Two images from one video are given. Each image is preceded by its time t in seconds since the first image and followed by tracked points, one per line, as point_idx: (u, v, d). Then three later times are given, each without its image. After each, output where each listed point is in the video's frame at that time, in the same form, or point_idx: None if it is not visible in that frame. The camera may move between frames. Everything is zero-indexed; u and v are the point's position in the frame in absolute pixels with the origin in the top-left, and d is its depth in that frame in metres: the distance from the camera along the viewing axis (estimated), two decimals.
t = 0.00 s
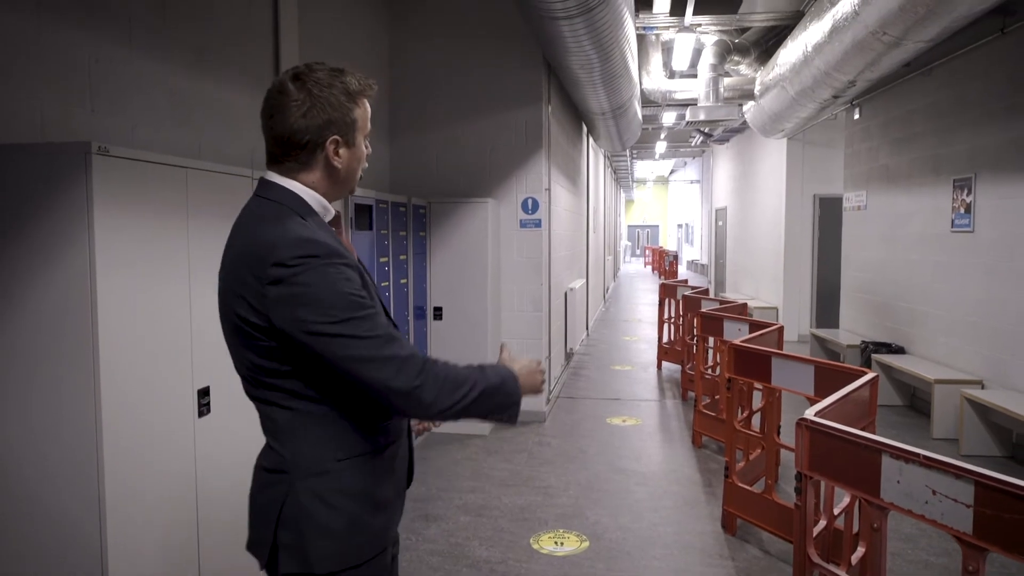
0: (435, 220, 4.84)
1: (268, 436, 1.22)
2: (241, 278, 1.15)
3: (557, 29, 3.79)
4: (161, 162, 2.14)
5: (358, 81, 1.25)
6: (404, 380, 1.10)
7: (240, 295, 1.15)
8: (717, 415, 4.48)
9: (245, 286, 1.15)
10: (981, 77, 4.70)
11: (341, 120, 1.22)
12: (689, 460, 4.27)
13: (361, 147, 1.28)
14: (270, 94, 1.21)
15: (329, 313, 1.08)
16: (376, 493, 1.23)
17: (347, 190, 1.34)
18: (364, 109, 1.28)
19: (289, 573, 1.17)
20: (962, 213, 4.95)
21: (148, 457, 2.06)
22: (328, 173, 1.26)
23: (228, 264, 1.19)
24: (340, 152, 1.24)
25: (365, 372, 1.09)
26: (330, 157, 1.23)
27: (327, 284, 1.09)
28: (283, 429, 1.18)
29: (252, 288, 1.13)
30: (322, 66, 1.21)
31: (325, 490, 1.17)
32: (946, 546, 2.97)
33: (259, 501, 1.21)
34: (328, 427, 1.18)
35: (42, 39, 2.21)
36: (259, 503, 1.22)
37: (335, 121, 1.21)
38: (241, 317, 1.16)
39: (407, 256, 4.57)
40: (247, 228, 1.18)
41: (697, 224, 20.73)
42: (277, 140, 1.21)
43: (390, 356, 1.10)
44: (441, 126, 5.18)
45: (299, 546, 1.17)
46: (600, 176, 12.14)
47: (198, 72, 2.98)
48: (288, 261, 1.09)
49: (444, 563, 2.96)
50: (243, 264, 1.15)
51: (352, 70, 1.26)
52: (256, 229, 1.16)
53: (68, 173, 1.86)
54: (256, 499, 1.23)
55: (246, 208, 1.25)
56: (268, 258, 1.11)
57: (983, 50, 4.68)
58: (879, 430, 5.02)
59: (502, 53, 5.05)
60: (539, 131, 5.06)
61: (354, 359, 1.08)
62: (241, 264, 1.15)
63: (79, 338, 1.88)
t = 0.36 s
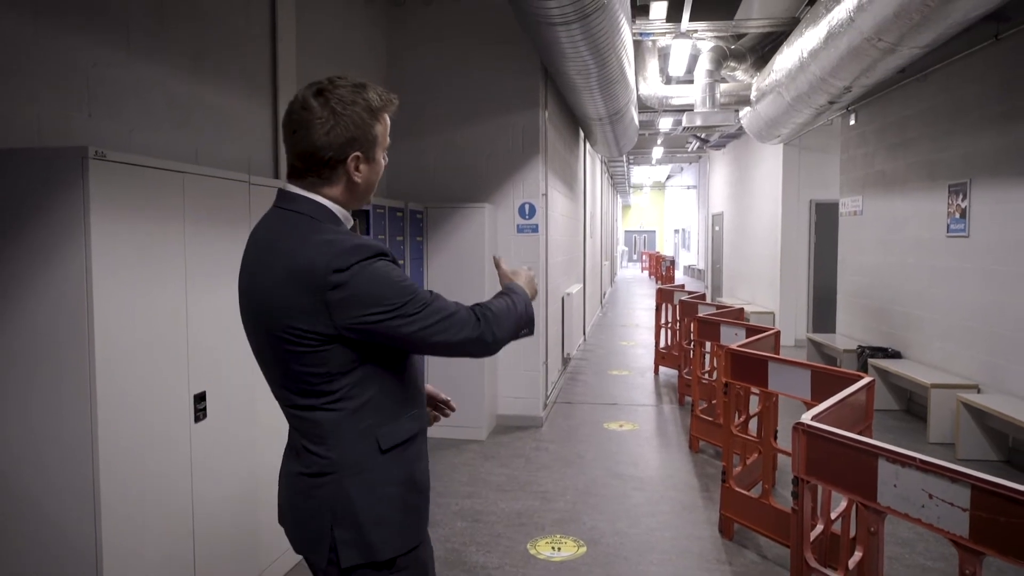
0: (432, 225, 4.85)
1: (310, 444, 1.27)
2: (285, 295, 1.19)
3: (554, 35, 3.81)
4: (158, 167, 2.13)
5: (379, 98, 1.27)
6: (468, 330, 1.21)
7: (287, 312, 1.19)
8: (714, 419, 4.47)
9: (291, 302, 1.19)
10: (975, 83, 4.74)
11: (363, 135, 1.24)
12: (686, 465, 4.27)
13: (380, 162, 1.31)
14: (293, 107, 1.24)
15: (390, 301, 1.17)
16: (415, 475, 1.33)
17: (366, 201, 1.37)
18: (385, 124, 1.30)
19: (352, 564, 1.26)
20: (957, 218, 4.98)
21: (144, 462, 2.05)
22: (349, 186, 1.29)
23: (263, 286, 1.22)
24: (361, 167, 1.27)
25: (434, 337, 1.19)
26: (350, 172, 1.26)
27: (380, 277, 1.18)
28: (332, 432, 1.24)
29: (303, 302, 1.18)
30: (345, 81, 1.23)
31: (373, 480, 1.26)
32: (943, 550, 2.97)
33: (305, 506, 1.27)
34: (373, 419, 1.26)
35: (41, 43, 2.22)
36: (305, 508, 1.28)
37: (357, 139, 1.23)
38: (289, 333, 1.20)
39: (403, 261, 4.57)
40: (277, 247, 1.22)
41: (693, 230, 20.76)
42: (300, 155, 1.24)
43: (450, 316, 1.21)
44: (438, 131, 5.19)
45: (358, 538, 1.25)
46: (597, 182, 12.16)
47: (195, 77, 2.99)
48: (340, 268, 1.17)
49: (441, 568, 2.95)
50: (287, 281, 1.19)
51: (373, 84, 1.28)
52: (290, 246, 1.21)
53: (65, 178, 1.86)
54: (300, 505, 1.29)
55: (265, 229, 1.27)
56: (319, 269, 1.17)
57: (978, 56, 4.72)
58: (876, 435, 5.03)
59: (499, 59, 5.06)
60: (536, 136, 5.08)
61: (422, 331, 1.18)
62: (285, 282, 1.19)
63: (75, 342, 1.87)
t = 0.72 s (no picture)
0: (424, 228, 4.84)
1: (325, 450, 1.22)
2: (316, 297, 1.15)
3: (546, 39, 3.81)
4: (147, 170, 2.12)
5: (403, 100, 1.27)
6: (492, 310, 1.28)
7: (318, 315, 1.15)
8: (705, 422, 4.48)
9: (321, 304, 1.15)
10: (963, 88, 4.78)
11: (385, 137, 1.23)
12: (677, 468, 4.28)
13: (398, 166, 1.31)
14: (316, 103, 1.22)
15: (429, 294, 1.19)
16: (426, 472, 1.34)
17: (377, 203, 1.36)
18: (405, 127, 1.30)
19: (373, 567, 1.23)
20: (946, 221, 5.02)
21: (132, 466, 2.03)
22: (366, 186, 1.28)
23: (286, 289, 1.17)
24: (379, 170, 1.27)
25: (464, 324, 1.24)
26: (368, 174, 1.25)
27: (419, 273, 1.20)
28: (354, 435, 1.21)
29: (339, 303, 1.15)
30: (371, 80, 1.22)
31: (394, 479, 1.25)
32: (932, 551, 2.99)
33: (317, 515, 1.22)
34: (394, 417, 1.26)
35: (29, 44, 2.19)
36: (317, 517, 1.22)
37: (380, 142, 1.23)
38: (318, 336, 1.15)
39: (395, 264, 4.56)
40: (302, 247, 1.17)
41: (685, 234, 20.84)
42: (320, 153, 1.22)
43: (476, 302, 1.26)
44: (430, 135, 5.19)
45: (379, 540, 1.23)
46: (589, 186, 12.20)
47: (186, 79, 2.98)
48: (381, 267, 1.16)
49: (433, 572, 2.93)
50: (319, 282, 1.15)
51: (397, 86, 1.27)
52: (320, 246, 1.17)
53: (53, 179, 1.84)
54: (310, 515, 1.22)
55: (280, 229, 1.22)
56: (360, 269, 1.15)
57: (965, 62, 4.77)
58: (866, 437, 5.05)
59: (492, 62, 5.07)
60: (528, 139, 5.08)
61: (456, 319, 1.22)
62: (317, 284, 1.15)
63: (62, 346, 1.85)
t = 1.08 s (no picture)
0: (407, 229, 4.81)
1: (313, 464, 1.16)
2: (324, 298, 1.09)
3: (531, 40, 3.80)
4: (128, 171, 2.08)
5: (423, 100, 1.24)
6: (492, 318, 1.27)
7: (324, 318, 1.09)
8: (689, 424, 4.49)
9: (327, 309, 1.09)
10: (942, 92, 4.85)
11: (401, 135, 1.20)
12: (662, 470, 4.28)
13: (408, 166, 1.27)
14: (332, 91, 1.16)
15: (438, 301, 1.17)
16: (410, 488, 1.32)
17: (380, 201, 1.32)
18: (419, 127, 1.27)
19: None
20: (925, 223, 5.09)
21: (111, 473, 1.99)
22: (375, 184, 1.24)
23: (291, 286, 1.10)
24: (390, 168, 1.23)
25: (467, 332, 1.22)
26: (380, 172, 1.21)
27: (432, 279, 1.18)
28: (348, 448, 1.16)
29: (348, 305, 1.10)
30: (392, 75, 1.18)
31: (385, 494, 1.22)
32: (914, 550, 3.01)
33: (301, 535, 1.15)
34: (387, 430, 1.23)
35: (5, 41, 2.14)
36: (300, 537, 1.16)
37: (397, 140, 1.19)
38: (322, 340, 1.10)
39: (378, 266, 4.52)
40: (311, 245, 1.12)
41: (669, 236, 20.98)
42: (332, 144, 1.17)
43: (478, 309, 1.25)
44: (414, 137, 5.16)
45: (366, 558, 1.20)
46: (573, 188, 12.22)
47: (167, 78, 2.93)
48: (395, 271, 1.13)
49: None
50: (328, 284, 1.10)
51: (416, 84, 1.24)
52: (331, 245, 1.12)
53: (29, 181, 1.80)
54: (291, 534, 1.16)
55: (284, 222, 1.15)
56: (376, 272, 1.11)
57: (944, 66, 4.84)
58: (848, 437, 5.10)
59: (478, 64, 5.05)
60: (513, 141, 5.06)
61: (461, 328, 1.21)
62: (326, 285, 1.10)
63: (37, 350, 1.81)
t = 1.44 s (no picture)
0: (397, 230, 4.78)
1: (296, 467, 1.13)
2: (297, 301, 1.07)
3: (520, 40, 3.78)
4: (112, 169, 2.05)
5: (402, 91, 1.19)
6: (480, 320, 1.24)
7: (298, 322, 1.07)
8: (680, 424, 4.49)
9: (304, 311, 1.07)
10: (930, 93, 4.89)
11: (379, 129, 1.16)
12: (652, 470, 4.28)
13: (390, 161, 1.23)
14: (306, 85, 1.13)
15: (421, 302, 1.14)
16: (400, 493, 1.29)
17: (363, 198, 1.29)
18: (400, 119, 1.22)
19: None
20: (913, 224, 5.13)
21: (95, 477, 1.95)
22: (354, 182, 1.21)
23: (264, 290, 1.08)
24: (370, 164, 1.19)
25: (452, 334, 1.19)
26: (359, 168, 1.18)
27: (412, 279, 1.15)
28: (330, 452, 1.13)
29: (322, 308, 1.07)
30: (367, 66, 1.14)
31: (371, 499, 1.19)
32: (903, 549, 3.02)
33: (284, 539, 1.13)
34: (372, 434, 1.20)
35: None
36: (284, 542, 1.13)
37: (374, 133, 1.15)
38: (297, 345, 1.07)
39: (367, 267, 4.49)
40: (289, 245, 1.09)
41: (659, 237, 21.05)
42: (307, 140, 1.14)
43: (464, 309, 1.22)
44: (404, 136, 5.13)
45: (352, 564, 1.17)
46: (563, 189, 12.23)
47: (153, 76, 2.89)
48: (371, 272, 1.10)
49: None
50: (302, 287, 1.07)
51: (394, 74, 1.19)
52: (308, 245, 1.09)
53: (11, 181, 1.76)
54: (275, 538, 1.13)
55: (259, 223, 1.13)
56: (350, 274, 1.08)
57: (931, 68, 4.88)
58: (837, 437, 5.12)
59: (468, 63, 5.04)
60: (503, 141, 5.05)
61: (446, 329, 1.18)
62: (299, 288, 1.07)
63: (19, 353, 1.78)
